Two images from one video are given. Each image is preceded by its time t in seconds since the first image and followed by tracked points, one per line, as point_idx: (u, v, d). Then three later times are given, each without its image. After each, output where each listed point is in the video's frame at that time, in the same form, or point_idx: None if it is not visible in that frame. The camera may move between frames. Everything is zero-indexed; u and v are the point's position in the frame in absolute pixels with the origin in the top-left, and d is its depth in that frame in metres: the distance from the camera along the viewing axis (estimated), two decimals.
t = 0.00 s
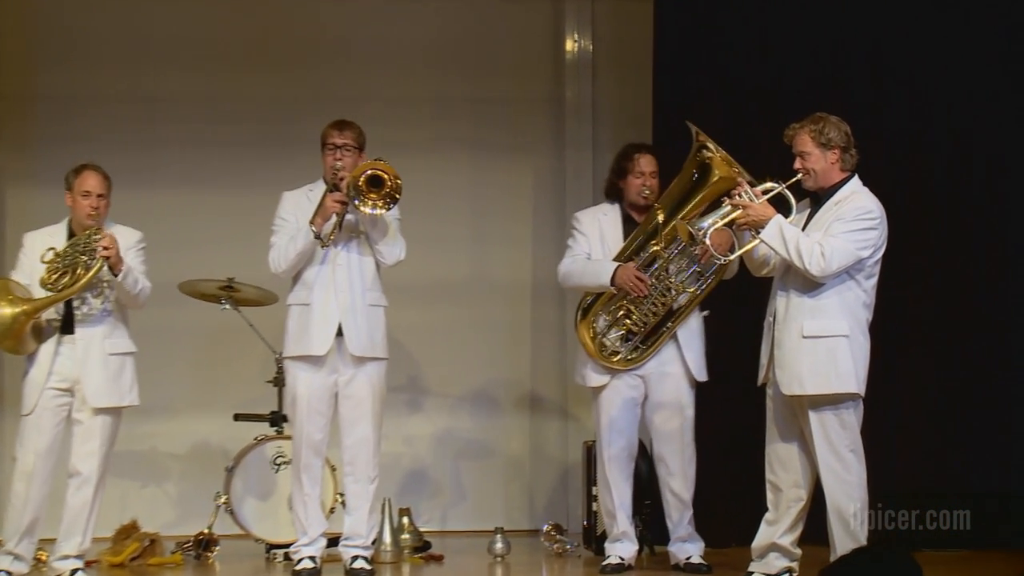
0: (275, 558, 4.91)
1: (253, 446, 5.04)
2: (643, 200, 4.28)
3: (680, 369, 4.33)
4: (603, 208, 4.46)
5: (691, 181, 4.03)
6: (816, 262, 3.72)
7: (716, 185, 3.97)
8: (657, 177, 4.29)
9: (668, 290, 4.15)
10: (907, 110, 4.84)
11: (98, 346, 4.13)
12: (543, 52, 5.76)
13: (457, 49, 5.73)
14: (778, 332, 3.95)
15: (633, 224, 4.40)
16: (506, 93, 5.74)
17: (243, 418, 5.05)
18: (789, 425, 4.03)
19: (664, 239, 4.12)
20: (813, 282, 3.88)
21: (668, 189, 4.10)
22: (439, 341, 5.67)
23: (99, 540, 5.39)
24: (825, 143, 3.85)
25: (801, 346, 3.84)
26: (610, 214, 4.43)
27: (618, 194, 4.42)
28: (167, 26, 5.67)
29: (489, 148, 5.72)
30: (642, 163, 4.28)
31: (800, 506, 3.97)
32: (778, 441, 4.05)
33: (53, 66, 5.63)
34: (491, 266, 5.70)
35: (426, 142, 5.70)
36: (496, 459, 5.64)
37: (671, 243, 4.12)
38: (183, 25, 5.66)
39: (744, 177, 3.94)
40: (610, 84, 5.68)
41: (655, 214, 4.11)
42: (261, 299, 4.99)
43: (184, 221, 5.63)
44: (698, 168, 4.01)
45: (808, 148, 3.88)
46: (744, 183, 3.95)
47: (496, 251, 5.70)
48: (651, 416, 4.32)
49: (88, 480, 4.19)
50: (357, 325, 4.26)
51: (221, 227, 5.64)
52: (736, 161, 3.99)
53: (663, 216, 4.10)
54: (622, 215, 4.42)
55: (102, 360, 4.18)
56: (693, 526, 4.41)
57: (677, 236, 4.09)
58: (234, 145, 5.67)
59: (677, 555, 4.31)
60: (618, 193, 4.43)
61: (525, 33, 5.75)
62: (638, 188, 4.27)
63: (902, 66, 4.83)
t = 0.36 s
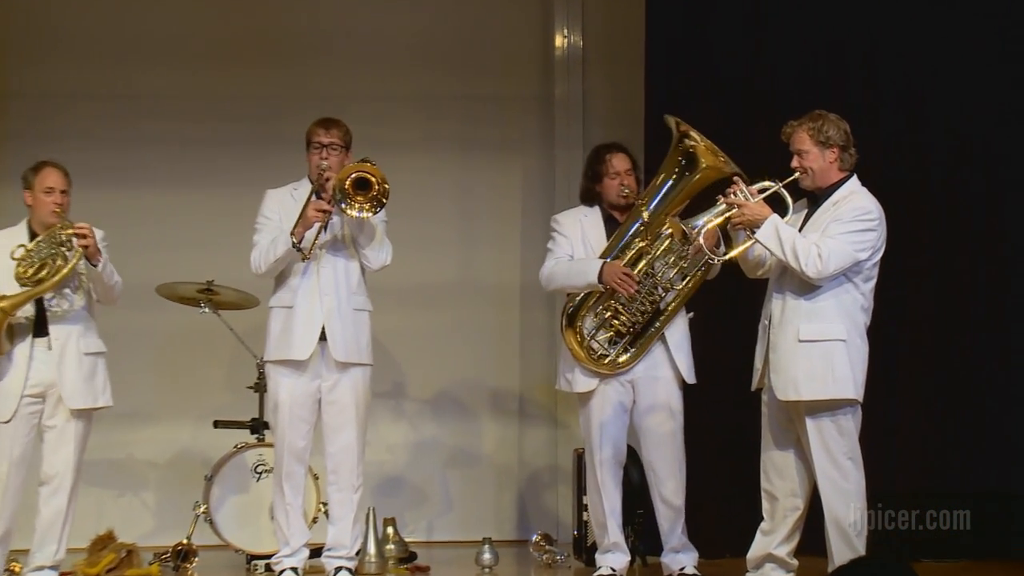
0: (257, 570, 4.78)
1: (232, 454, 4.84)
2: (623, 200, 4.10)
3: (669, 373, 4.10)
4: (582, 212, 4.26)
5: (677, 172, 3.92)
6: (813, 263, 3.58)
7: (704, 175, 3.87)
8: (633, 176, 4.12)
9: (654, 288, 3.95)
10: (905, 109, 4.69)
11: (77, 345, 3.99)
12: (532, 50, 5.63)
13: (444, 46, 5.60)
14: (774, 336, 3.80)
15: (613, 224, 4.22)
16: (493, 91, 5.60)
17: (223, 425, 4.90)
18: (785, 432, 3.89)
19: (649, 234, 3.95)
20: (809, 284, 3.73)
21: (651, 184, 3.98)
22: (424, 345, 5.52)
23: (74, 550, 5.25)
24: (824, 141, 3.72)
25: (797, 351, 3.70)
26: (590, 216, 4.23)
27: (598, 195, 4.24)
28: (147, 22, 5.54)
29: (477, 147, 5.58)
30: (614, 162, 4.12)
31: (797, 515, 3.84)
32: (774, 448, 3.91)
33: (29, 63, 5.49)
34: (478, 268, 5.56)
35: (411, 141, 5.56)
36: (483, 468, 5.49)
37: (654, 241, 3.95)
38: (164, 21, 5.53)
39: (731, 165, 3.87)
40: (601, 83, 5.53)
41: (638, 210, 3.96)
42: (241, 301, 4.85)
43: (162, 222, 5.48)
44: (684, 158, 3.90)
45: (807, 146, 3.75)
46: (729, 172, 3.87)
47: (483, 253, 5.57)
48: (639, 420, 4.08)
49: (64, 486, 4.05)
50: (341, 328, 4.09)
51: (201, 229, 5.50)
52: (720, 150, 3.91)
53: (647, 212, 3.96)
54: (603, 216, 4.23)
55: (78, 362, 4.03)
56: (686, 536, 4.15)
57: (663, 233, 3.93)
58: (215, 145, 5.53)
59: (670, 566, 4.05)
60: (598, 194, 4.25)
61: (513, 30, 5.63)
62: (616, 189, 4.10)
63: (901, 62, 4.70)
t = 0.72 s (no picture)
0: None
1: (215, 460, 4.69)
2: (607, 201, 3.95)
3: (662, 377, 3.94)
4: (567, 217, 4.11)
5: (653, 172, 3.72)
6: (813, 266, 3.44)
7: (684, 173, 3.68)
8: (614, 175, 3.99)
9: (642, 288, 3.80)
10: (909, 105, 4.54)
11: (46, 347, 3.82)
12: (522, 46, 5.48)
13: (430, 42, 5.46)
14: (772, 341, 3.66)
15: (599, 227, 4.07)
16: (484, 88, 5.47)
17: (205, 431, 4.75)
18: (785, 439, 3.74)
19: (632, 234, 3.77)
20: (810, 288, 3.59)
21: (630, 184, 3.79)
22: (413, 349, 5.38)
23: (51, 562, 5.10)
24: (823, 140, 3.58)
25: (797, 356, 3.55)
26: (575, 219, 4.08)
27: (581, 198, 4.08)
28: (127, 16, 5.39)
29: (466, 146, 5.44)
30: (593, 162, 3.98)
31: (796, 525, 3.69)
32: (772, 456, 3.77)
33: (6, 59, 5.35)
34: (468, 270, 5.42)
35: (399, 139, 5.42)
36: (473, 477, 5.33)
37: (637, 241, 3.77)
38: (145, 15, 5.39)
39: (711, 160, 3.67)
40: (595, 78, 5.39)
41: (620, 210, 3.78)
42: (223, 303, 4.69)
43: (142, 224, 5.35)
44: (662, 157, 3.70)
45: (806, 145, 3.60)
46: (710, 167, 3.66)
47: (474, 255, 5.43)
48: (632, 427, 3.92)
49: (36, 491, 3.89)
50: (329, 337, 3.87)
51: (184, 229, 5.36)
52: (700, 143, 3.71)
53: (629, 212, 3.77)
54: (589, 218, 4.08)
55: (50, 362, 3.88)
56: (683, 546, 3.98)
57: (647, 231, 3.76)
58: (198, 143, 5.39)
59: None
60: (580, 197, 4.09)
61: (505, 24, 5.48)
62: (598, 191, 3.96)
63: (903, 57, 4.55)
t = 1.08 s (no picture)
0: None
1: (197, 468, 4.54)
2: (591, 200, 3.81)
3: (655, 382, 3.78)
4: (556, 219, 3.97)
5: (632, 172, 3.62)
6: (814, 268, 3.31)
7: (662, 172, 3.59)
8: (599, 175, 3.85)
9: (627, 289, 3.68)
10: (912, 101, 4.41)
11: None
12: (512, 42, 5.37)
13: (421, 38, 5.34)
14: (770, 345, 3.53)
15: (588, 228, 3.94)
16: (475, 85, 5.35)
17: (188, 438, 4.61)
18: (783, 446, 3.61)
19: (614, 236, 3.64)
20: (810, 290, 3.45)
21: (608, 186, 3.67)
22: (401, 353, 5.25)
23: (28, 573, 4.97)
24: (824, 138, 3.44)
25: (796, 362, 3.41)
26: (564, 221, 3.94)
27: (569, 200, 3.95)
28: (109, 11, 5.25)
29: (457, 145, 5.32)
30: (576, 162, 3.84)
31: (796, 535, 3.55)
32: (771, 462, 3.63)
33: None
34: (459, 272, 5.29)
35: (388, 137, 5.30)
36: (462, 485, 5.21)
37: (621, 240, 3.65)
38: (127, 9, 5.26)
39: (691, 156, 3.57)
40: (590, 74, 5.23)
41: (599, 212, 3.65)
42: (206, 305, 4.55)
43: (124, 225, 5.21)
44: (639, 156, 3.61)
45: (807, 144, 3.46)
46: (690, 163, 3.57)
47: (464, 257, 5.30)
48: (625, 434, 3.78)
49: None
50: (312, 340, 3.66)
51: (167, 231, 5.22)
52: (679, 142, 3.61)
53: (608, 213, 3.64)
54: (578, 220, 3.94)
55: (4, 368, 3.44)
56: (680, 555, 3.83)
57: (630, 230, 3.63)
58: (181, 141, 5.25)
59: None
60: (567, 199, 3.96)
61: (497, 20, 5.37)
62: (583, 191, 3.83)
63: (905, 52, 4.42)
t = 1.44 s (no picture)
0: None
1: (181, 476, 4.41)
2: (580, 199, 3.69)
3: (649, 387, 3.65)
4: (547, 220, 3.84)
5: (618, 171, 3.49)
6: (815, 270, 3.18)
7: (650, 171, 3.45)
8: (589, 173, 3.73)
9: (615, 290, 3.56)
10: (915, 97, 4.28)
11: None
12: (505, 36, 5.25)
13: (411, 34, 5.22)
14: (769, 348, 3.39)
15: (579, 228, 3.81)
16: (467, 81, 5.21)
17: (171, 444, 4.46)
18: (784, 452, 3.48)
19: (601, 238, 3.52)
20: (812, 292, 3.32)
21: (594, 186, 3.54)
22: (390, 357, 5.13)
23: None
24: (826, 136, 3.31)
25: (798, 366, 3.28)
26: (555, 222, 3.82)
27: (559, 199, 3.83)
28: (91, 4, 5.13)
29: (448, 143, 5.19)
30: (567, 158, 3.72)
31: (797, 544, 3.41)
32: (771, 469, 3.50)
33: None
34: (449, 274, 5.17)
35: (377, 135, 5.17)
36: (453, 493, 5.08)
37: (609, 241, 3.52)
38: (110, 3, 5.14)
39: (678, 155, 3.44)
40: (586, 70, 5.10)
41: (586, 213, 3.51)
42: (190, 309, 4.41)
43: (107, 226, 5.09)
44: (625, 158, 3.48)
45: (807, 141, 3.33)
46: (679, 162, 3.45)
47: (455, 259, 5.17)
48: (619, 440, 3.64)
49: None
50: (292, 341, 3.51)
51: (149, 232, 5.10)
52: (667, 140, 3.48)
53: (596, 213, 3.51)
54: (569, 220, 3.81)
55: None
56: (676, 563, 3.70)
57: (619, 231, 3.51)
58: (165, 139, 5.13)
59: None
60: (557, 199, 3.84)
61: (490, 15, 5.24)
62: (572, 189, 3.71)
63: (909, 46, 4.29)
